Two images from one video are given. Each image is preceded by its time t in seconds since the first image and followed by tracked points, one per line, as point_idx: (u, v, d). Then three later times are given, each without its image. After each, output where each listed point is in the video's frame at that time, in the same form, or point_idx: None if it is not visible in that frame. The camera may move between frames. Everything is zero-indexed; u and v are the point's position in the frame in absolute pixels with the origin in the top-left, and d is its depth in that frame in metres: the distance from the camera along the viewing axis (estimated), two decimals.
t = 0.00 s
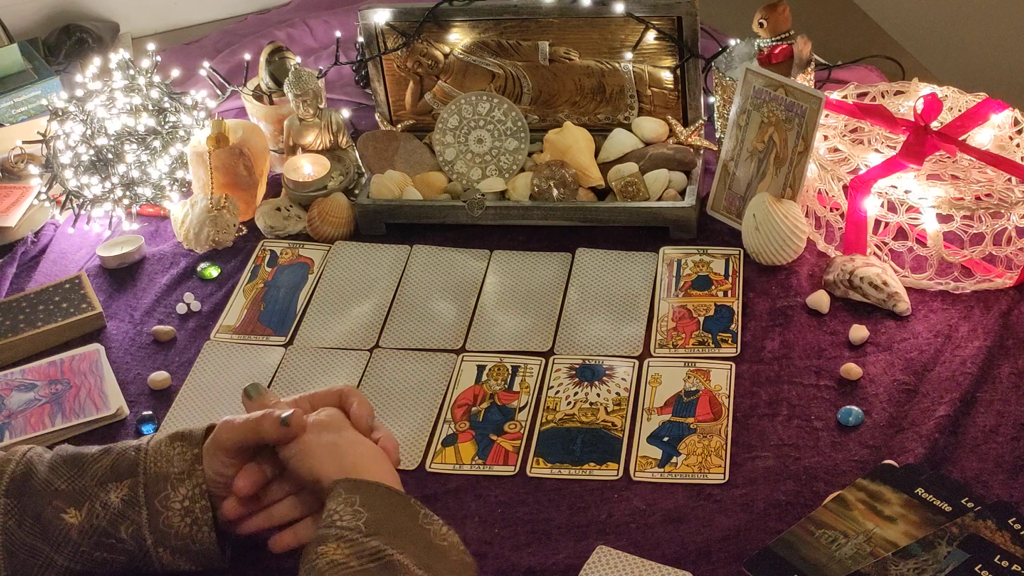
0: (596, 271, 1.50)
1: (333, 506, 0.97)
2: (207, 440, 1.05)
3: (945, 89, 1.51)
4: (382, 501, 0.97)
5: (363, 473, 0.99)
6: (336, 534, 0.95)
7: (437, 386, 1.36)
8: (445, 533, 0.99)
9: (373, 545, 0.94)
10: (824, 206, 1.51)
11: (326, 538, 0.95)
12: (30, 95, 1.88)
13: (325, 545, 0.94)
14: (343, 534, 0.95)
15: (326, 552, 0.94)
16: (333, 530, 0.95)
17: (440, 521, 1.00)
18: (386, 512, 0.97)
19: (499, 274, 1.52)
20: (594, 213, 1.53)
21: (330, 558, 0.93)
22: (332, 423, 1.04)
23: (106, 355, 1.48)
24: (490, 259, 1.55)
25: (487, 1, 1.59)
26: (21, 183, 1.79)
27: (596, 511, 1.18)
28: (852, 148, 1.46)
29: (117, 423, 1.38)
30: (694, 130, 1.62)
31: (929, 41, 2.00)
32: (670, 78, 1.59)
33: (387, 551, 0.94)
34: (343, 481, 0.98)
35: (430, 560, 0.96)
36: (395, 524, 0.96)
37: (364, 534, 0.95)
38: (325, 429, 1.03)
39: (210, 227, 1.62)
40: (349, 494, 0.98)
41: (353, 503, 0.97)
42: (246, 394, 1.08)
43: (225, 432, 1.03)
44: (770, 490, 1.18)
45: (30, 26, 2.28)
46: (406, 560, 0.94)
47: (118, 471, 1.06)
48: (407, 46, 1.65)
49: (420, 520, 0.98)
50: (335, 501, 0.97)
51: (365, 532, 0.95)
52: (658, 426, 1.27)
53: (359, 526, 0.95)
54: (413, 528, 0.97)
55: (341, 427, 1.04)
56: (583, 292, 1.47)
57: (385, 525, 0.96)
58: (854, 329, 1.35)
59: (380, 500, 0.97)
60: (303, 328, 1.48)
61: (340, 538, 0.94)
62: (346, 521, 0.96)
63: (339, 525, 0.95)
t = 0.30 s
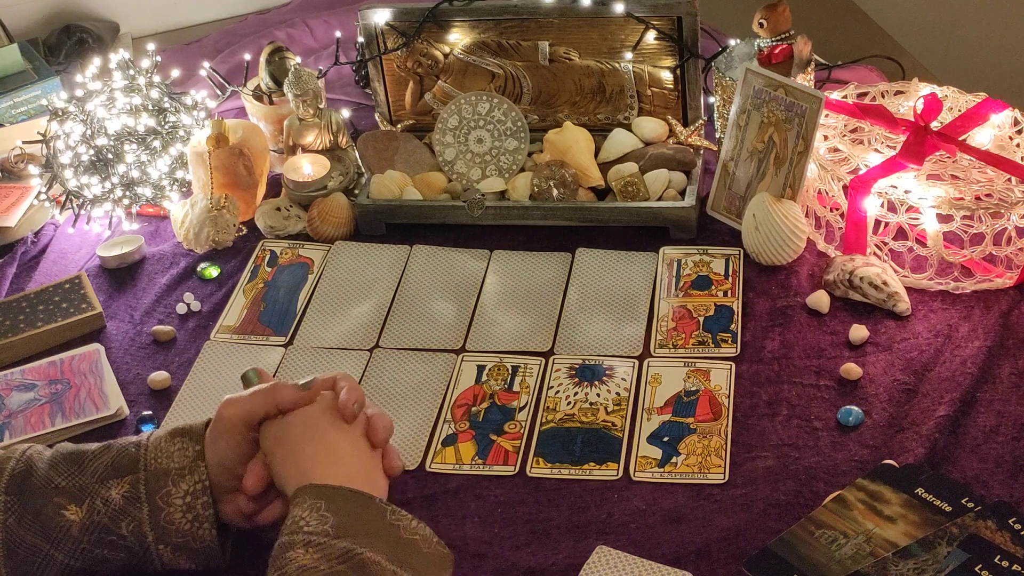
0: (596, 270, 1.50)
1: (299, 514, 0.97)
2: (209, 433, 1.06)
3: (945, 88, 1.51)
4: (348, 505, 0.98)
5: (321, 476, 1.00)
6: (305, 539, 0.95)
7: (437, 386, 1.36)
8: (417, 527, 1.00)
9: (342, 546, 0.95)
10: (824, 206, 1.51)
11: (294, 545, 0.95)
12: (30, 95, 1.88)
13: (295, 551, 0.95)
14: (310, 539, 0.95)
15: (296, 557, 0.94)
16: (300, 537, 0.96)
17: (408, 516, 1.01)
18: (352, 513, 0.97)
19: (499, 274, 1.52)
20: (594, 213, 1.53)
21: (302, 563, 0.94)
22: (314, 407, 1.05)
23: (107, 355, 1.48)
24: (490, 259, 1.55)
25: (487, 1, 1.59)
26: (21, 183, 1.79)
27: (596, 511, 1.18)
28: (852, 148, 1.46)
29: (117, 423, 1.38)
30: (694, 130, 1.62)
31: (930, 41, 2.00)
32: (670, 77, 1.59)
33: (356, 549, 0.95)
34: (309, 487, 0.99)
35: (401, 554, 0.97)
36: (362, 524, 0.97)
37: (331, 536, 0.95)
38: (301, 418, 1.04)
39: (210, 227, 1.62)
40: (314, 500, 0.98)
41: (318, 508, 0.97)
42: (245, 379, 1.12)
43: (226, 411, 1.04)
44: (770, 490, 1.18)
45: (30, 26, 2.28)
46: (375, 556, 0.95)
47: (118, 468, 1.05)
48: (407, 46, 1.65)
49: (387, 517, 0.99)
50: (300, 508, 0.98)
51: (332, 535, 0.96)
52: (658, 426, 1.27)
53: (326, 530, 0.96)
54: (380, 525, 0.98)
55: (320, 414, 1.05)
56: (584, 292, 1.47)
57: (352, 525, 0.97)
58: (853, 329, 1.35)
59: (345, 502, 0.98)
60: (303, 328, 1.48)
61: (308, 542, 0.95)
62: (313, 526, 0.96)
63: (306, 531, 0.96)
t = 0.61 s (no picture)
0: (596, 270, 1.50)
1: (285, 517, 0.94)
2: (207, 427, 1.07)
3: (945, 89, 1.51)
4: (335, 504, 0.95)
5: (303, 472, 0.97)
6: (291, 543, 0.91)
7: (437, 386, 1.36)
8: (404, 524, 0.98)
9: (328, 547, 0.92)
10: (824, 206, 1.51)
11: (281, 548, 0.92)
12: (29, 95, 1.88)
13: (282, 555, 0.91)
14: (297, 541, 0.92)
15: (282, 561, 0.91)
16: (287, 540, 0.92)
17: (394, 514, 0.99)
18: (338, 514, 0.94)
19: (498, 274, 1.52)
20: (594, 213, 1.53)
21: (289, 566, 0.90)
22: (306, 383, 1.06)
23: (106, 355, 1.48)
24: (490, 259, 1.55)
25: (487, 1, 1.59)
26: (21, 183, 1.79)
27: (596, 511, 1.18)
28: (852, 148, 1.46)
29: (117, 423, 1.38)
30: (694, 130, 1.62)
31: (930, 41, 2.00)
32: (670, 78, 1.59)
33: (343, 550, 0.92)
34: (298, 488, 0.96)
35: (388, 553, 0.95)
36: (349, 523, 0.94)
37: (317, 538, 0.92)
38: (296, 407, 1.03)
39: (210, 227, 1.62)
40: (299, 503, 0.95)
41: (305, 510, 0.94)
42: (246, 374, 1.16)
43: (223, 398, 1.06)
44: (771, 490, 1.18)
45: (30, 25, 2.28)
46: (363, 556, 0.93)
47: (117, 467, 1.05)
48: (407, 46, 1.65)
49: (374, 516, 0.96)
50: (286, 513, 0.94)
51: (319, 536, 0.92)
52: (658, 426, 1.27)
53: (313, 530, 0.93)
54: (366, 524, 0.95)
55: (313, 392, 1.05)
56: (583, 292, 1.47)
57: (339, 526, 0.94)
58: (853, 329, 1.35)
59: (331, 504, 0.95)
60: (303, 328, 1.49)
61: (294, 545, 0.91)
62: (300, 528, 0.93)
63: (293, 533, 0.92)
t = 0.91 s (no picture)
0: (596, 270, 1.50)
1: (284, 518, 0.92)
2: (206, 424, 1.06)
3: (945, 89, 1.51)
4: (334, 503, 0.93)
5: (302, 472, 0.95)
6: (290, 544, 0.90)
7: (437, 386, 1.36)
8: (403, 524, 0.96)
9: (327, 547, 0.90)
10: (824, 206, 1.51)
11: (281, 550, 0.90)
12: (30, 95, 1.88)
13: (280, 556, 0.90)
14: (295, 542, 0.90)
15: (281, 562, 0.89)
16: (286, 542, 0.91)
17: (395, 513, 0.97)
18: (337, 514, 0.92)
19: (498, 274, 1.52)
20: (594, 213, 1.53)
21: (287, 567, 0.89)
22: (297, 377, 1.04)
23: (106, 354, 1.48)
24: (490, 259, 1.55)
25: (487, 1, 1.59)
26: (21, 183, 1.79)
27: (596, 511, 1.18)
28: (852, 148, 1.46)
29: (117, 423, 1.38)
30: (694, 130, 1.62)
31: (930, 41, 2.00)
32: (670, 78, 1.59)
33: (343, 549, 0.91)
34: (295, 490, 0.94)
35: (389, 552, 0.93)
36: (348, 522, 0.92)
37: (316, 537, 0.90)
38: (285, 409, 1.02)
39: (210, 227, 1.62)
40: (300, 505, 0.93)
41: (305, 511, 0.92)
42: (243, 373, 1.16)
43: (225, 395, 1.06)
44: (771, 490, 1.18)
45: (30, 26, 2.28)
46: (363, 556, 0.91)
47: (117, 466, 1.05)
48: (407, 46, 1.65)
49: (374, 515, 0.94)
50: (285, 514, 0.93)
51: (318, 536, 0.91)
52: (658, 426, 1.27)
53: (312, 531, 0.91)
54: (366, 523, 0.93)
55: (304, 387, 1.03)
56: (583, 292, 1.47)
57: (338, 526, 0.92)
58: (854, 329, 1.35)
59: (331, 504, 0.93)
60: (303, 328, 1.49)
61: (294, 547, 0.90)
62: (298, 529, 0.91)
63: (293, 535, 0.91)
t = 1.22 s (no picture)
0: (595, 270, 1.50)
1: (375, 517, 0.91)
2: (206, 426, 1.06)
3: (945, 89, 1.51)
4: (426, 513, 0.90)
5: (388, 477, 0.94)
6: (372, 546, 0.89)
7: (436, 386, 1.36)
8: (481, 552, 0.91)
9: (407, 558, 0.88)
10: (824, 206, 1.51)
11: (361, 549, 0.90)
12: (30, 95, 1.88)
13: (360, 557, 0.89)
14: (377, 546, 0.89)
15: (360, 562, 0.89)
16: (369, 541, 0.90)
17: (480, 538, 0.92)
18: (427, 525, 0.90)
19: (498, 274, 1.52)
20: (593, 213, 1.53)
21: (365, 569, 0.88)
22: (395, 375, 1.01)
23: (106, 354, 1.48)
24: (490, 259, 1.55)
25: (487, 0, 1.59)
26: (20, 183, 1.79)
27: (596, 511, 1.18)
28: (852, 148, 1.46)
29: (117, 423, 1.38)
30: (694, 130, 1.62)
31: (930, 41, 2.01)
32: (670, 78, 1.59)
33: (421, 563, 0.88)
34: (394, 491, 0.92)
35: None
36: (434, 537, 0.89)
37: (399, 546, 0.89)
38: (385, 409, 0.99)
39: (210, 227, 1.62)
40: (391, 509, 0.91)
41: (395, 516, 0.91)
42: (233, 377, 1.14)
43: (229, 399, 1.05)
44: (771, 490, 1.18)
45: (30, 26, 2.28)
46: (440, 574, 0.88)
47: (116, 467, 1.05)
48: (407, 46, 1.65)
49: (460, 536, 0.90)
50: (377, 513, 0.92)
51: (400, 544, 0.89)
52: (658, 426, 1.27)
53: (397, 538, 0.89)
54: (454, 541, 0.90)
55: (394, 387, 1.00)
56: (583, 292, 1.47)
57: (424, 536, 0.89)
58: (854, 329, 1.35)
59: (421, 513, 0.90)
60: (303, 327, 1.48)
61: (376, 550, 0.89)
62: (385, 534, 0.90)
63: (377, 537, 0.90)
